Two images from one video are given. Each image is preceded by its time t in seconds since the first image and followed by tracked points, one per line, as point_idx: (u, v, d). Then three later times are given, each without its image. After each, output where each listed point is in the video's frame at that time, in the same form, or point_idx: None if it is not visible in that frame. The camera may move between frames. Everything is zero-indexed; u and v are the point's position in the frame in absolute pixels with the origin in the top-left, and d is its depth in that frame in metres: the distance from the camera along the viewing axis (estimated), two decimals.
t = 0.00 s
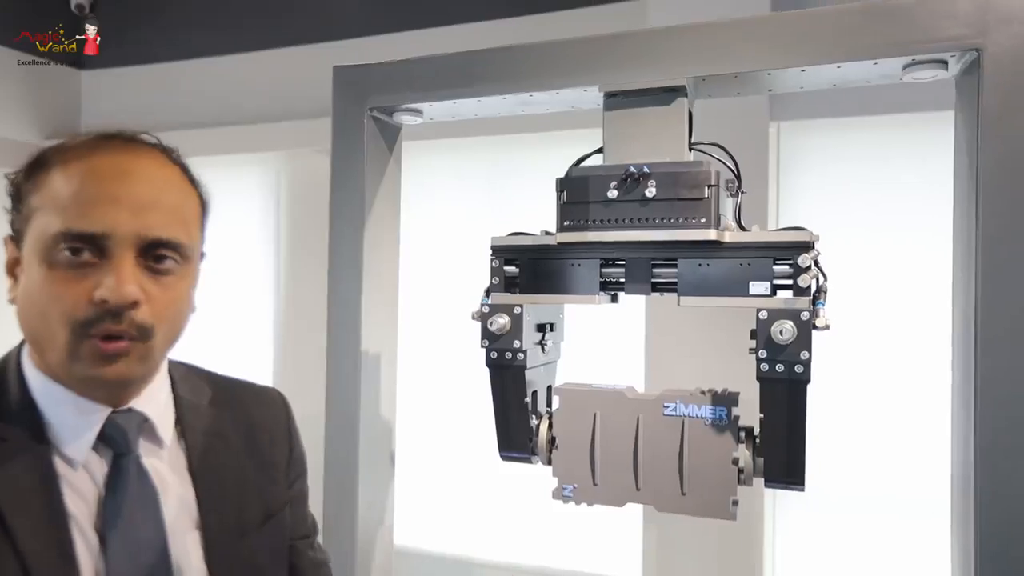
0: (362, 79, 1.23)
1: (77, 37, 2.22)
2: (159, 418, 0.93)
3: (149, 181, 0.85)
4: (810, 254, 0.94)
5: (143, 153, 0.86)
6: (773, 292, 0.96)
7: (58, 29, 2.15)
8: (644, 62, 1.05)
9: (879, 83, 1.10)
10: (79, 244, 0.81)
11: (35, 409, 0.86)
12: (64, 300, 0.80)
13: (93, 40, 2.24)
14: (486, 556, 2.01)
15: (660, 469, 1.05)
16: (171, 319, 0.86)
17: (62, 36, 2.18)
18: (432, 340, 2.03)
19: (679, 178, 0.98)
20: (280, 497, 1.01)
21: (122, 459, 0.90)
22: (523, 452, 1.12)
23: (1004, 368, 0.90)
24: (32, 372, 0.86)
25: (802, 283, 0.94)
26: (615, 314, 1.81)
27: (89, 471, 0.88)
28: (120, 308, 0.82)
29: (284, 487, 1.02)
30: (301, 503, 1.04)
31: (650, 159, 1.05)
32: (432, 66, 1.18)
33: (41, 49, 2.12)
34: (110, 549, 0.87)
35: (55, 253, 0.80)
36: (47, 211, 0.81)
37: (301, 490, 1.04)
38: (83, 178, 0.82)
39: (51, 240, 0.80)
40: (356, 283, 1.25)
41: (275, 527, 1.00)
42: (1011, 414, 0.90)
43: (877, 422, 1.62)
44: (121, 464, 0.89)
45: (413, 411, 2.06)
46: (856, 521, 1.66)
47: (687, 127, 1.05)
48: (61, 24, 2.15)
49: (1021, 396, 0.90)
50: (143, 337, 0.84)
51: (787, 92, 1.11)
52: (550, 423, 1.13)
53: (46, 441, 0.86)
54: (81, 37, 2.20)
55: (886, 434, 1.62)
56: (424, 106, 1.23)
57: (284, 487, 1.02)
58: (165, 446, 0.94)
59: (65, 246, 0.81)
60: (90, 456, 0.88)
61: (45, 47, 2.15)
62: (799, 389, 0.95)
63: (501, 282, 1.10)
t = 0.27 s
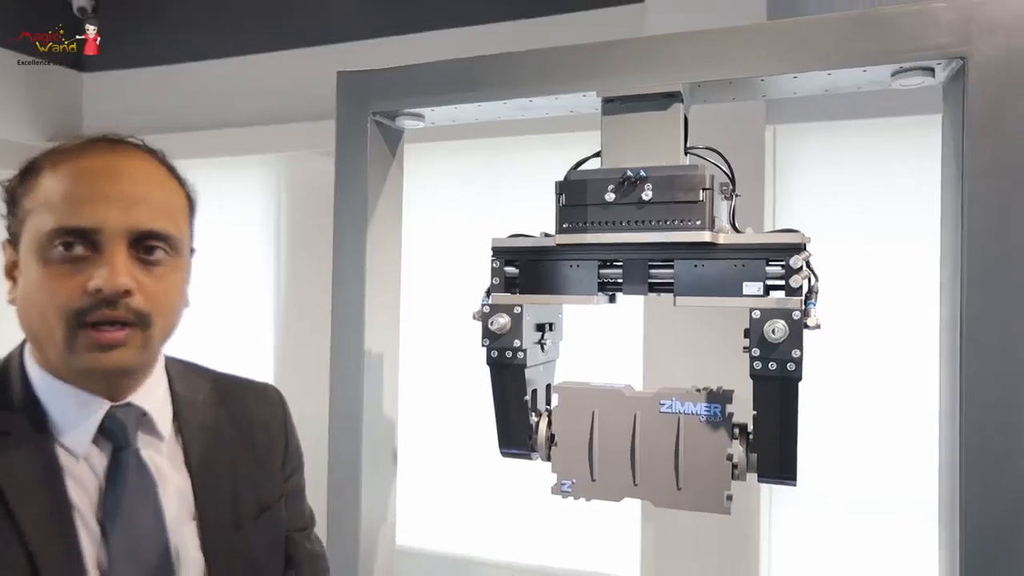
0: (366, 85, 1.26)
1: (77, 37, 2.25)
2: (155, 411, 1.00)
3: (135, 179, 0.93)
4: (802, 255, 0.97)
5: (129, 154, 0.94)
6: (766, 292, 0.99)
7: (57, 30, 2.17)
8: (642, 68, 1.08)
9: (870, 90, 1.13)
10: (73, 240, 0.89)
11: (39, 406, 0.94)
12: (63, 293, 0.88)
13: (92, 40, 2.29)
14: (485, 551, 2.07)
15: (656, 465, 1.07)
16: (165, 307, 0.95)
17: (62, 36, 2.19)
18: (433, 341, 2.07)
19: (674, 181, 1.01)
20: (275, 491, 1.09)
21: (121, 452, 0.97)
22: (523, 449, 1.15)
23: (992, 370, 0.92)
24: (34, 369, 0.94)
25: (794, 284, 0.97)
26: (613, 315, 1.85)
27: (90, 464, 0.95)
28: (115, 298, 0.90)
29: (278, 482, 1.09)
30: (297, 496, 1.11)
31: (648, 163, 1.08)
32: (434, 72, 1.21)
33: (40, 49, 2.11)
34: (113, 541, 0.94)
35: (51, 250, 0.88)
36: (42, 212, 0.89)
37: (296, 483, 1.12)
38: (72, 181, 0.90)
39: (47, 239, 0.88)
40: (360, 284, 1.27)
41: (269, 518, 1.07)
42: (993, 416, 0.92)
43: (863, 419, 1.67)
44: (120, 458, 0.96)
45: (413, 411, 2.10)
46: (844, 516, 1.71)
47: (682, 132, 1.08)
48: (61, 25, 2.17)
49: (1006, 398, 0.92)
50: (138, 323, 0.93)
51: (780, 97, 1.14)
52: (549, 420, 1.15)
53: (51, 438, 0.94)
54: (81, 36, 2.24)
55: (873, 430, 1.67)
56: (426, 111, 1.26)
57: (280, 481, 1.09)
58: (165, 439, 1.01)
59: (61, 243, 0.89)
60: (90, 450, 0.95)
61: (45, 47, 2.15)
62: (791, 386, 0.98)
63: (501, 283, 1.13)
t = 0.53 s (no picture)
0: (369, 90, 1.29)
1: (77, 37, 2.43)
2: (162, 399, 1.01)
3: (126, 170, 0.93)
4: (792, 256, 1.00)
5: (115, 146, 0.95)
6: (758, 292, 1.02)
7: (58, 30, 2.36)
8: (638, 75, 1.11)
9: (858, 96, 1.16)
10: (70, 231, 0.89)
11: (50, 395, 0.94)
12: (65, 283, 0.88)
13: (93, 40, 2.45)
14: (485, 545, 2.13)
15: (651, 459, 1.11)
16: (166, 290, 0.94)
17: (63, 36, 2.38)
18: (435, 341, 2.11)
19: (669, 185, 1.04)
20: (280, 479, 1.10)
21: (133, 437, 0.97)
22: (523, 444, 1.18)
23: (973, 369, 0.95)
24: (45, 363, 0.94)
25: (784, 283, 1.00)
26: (610, 315, 1.89)
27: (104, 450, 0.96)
28: (115, 282, 0.90)
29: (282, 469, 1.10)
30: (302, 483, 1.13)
31: (643, 166, 1.11)
32: (436, 78, 1.24)
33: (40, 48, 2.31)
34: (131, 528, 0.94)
35: (50, 242, 0.89)
36: (38, 206, 0.89)
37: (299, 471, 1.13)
38: (64, 174, 0.90)
39: (45, 232, 0.89)
40: (363, 285, 1.30)
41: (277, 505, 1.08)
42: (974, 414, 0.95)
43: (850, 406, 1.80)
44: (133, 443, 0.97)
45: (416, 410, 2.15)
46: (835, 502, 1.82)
47: (677, 136, 1.12)
48: (61, 24, 2.36)
49: (987, 396, 0.95)
50: (142, 306, 0.92)
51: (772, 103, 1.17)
52: (547, 417, 1.18)
53: (64, 427, 0.94)
54: (81, 36, 2.41)
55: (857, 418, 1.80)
56: (428, 115, 1.30)
57: (285, 471, 1.11)
58: (171, 427, 1.02)
59: (58, 235, 0.89)
60: (103, 436, 0.96)
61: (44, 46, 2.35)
62: (781, 382, 1.01)
63: (501, 283, 1.16)
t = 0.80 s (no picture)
0: (370, 94, 1.33)
1: (78, 37, 2.78)
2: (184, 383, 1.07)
3: (151, 175, 1.02)
4: (779, 255, 1.04)
5: (139, 156, 1.04)
6: (747, 290, 1.06)
7: (58, 30, 2.71)
8: (631, 81, 1.15)
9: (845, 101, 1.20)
10: (102, 228, 0.97)
11: (80, 378, 0.99)
12: (96, 275, 0.96)
13: (92, 39, 2.77)
14: (488, 526, 2.24)
15: (645, 453, 1.14)
16: (183, 280, 1.02)
17: (62, 36, 2.74)
18: (434, 337, 2.22)
19: (661, 187, 1.08)
20: (297, 454, 1.20)
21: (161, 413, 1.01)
22: (520, 438, 1.22)
23: (953, 364, 0.99)
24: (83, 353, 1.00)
25: (772, 282, 1.04)
26: (606, 313, 1.93)
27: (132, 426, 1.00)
28: (141, 273, 0.97)
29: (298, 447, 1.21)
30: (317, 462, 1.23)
31: (636, 169, 1.15)
32: (436, 83, 1.28)
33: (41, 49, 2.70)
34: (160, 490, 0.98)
35: (82, 241, 0.97)
36: (73, 208, 0.98)
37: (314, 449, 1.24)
38: (93, 180, 0.99)
39: (77, 232, 0.97)
40: (364, 285, 1.34)
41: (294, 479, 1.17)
42: (953, 406, 0.99)
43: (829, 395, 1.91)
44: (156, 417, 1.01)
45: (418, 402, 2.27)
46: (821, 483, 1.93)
47: (669, 140, 1.15)
48: (61, 26, 2.71)
49: (967, 390, 0.98)
50: (165, 295, 0.98)
51: (762, 107, 1.21)
52: (544, 412, 1.22)
53: (93, 402, 0.99)
54: (80, 36, 2.75)
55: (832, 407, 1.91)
56: (429, 120, 1.34)
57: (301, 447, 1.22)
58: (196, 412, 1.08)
59: (89, 233, 0.97)
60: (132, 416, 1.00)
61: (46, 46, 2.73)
62: (769, 378, 1.05)
63: (499, 282, 1.19)
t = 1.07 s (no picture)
0: (377, 99, 1.37)
1: (77, 37, 2.93)
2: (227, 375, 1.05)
3: (215, 186, 0.99)
4: (772, 254, 1.07)
5: (204, 166, 1.01)
6: (742, 288, 1.10)
7: (59, 30, 2.88)
8: (630, 86, 1.19)
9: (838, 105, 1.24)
10: (163, 236, 0.94)
11: (129, 366, 0.96)
12: (152, 282, 0.92)
13: (91, 40, 2.89)
14: (493, 518, 2.31)
15: (644, 446, 1.18)
16: (234, 295, 0.98)
17: (62, 36, 2.89)
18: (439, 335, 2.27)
19: (659, 189, 1.12)
20: (323, 430, 1.19)
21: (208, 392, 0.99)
22: (522, 433, 1.26)
23: (940, 361, 1.02)
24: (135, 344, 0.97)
25: (766, 280, 1.08)
26: (607, 312, 1.97)
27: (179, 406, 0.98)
28: (197, 286, 0.93)
29: (324, 426, 1.20)
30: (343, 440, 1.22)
31: (635, 172, 1.19)
32: (441, 88, 1.32)
33: (43, 49, 2.84)
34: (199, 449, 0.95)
35: (143, 247, 0.93)
36: (138, 213, 0.95)
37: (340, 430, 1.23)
38: (160, 186, 0.96)
39: (140, 237, 0.94)
40: (371, 284, 1.38)
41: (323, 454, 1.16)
42: (941, 402, 1.02)
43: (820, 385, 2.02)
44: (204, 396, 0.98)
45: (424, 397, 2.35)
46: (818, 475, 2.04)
47: (666, 144, 1.19)
48: (62, 26, 2.88)
49: (953, 385, 1.02)
50: (218, 309, 0.95)
51: (756, 111, 1.25)
52: (546, 407, 1.25)
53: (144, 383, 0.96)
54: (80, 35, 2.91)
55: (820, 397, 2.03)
56: (434, 123, 1.37)
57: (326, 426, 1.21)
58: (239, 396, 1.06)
59: (152, 240, 0.93)
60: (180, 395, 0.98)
61: (46, 46, 2.87)
62: (763, 373, 1.08)
63: (502, 280, 1.23)
